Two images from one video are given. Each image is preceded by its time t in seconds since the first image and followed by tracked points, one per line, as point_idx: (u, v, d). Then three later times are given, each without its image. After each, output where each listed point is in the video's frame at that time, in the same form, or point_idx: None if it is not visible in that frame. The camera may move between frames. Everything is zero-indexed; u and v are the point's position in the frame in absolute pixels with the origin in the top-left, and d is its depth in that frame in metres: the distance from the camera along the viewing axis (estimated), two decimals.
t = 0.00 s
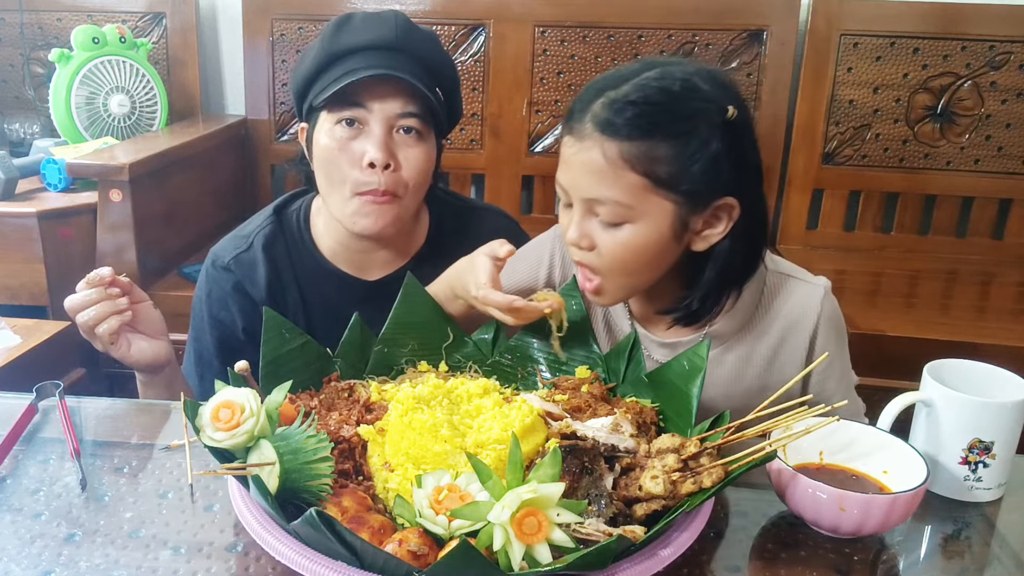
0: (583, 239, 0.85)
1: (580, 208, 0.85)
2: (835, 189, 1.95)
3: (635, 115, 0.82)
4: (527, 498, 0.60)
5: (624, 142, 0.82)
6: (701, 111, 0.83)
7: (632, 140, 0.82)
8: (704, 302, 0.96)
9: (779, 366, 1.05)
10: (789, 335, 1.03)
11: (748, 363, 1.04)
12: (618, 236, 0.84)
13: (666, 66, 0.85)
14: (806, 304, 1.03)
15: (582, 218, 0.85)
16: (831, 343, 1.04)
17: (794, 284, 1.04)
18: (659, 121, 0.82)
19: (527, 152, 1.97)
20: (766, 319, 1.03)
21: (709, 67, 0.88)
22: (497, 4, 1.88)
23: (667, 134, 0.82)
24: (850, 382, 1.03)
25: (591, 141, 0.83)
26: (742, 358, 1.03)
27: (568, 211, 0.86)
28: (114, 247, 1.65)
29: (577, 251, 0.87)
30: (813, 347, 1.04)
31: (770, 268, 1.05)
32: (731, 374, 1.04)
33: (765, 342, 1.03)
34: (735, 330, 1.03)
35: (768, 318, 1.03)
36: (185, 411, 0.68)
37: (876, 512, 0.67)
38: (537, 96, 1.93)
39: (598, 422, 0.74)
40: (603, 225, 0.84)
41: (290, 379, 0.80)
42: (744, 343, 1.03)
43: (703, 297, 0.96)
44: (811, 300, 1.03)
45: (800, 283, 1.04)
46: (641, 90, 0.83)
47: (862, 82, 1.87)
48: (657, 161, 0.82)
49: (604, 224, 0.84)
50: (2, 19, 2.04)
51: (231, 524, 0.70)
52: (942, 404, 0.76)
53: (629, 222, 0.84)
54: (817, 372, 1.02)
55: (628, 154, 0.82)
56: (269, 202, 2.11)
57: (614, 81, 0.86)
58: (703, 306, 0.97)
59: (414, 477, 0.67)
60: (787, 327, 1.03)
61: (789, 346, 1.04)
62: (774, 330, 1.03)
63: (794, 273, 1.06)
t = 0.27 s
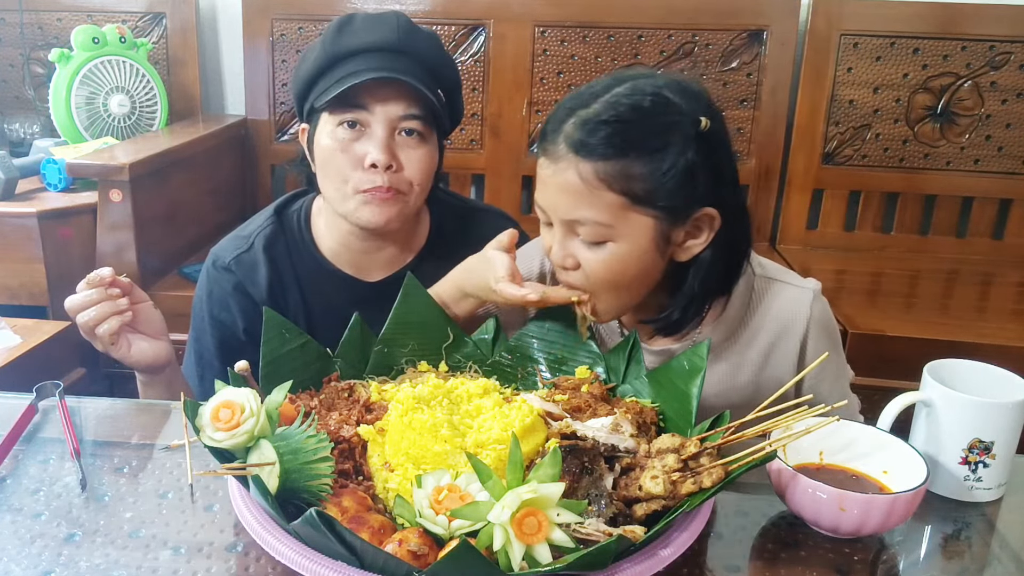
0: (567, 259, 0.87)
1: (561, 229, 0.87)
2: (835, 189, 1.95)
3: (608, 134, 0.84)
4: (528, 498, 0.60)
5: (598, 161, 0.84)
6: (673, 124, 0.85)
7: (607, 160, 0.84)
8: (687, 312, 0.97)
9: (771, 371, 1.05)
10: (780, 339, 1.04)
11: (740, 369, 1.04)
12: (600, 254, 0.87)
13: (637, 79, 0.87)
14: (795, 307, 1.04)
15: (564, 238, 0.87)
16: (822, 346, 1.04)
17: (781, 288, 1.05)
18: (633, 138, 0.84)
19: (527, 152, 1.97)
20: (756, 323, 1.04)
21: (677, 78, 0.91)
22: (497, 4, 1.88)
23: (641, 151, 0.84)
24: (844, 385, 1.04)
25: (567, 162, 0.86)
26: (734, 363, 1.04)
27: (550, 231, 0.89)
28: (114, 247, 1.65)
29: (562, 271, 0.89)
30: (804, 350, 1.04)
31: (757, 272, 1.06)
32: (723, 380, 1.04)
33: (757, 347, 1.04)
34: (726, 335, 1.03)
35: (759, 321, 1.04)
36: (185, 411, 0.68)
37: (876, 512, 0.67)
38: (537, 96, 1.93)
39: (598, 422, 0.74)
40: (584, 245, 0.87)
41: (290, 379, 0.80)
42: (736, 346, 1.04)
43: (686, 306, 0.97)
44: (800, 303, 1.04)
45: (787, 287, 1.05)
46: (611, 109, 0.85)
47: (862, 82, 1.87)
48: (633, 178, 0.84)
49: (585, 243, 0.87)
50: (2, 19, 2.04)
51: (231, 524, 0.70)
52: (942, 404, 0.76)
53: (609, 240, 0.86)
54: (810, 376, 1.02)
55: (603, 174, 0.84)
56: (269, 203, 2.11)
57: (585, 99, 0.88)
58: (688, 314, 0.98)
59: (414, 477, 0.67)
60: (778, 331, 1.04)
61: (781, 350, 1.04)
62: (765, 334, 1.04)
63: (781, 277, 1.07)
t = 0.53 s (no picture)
0: (566, 263, 0.86)
1: (559, 233, 0.86)
2: (835, 189, 1.95)
3: (601, 138, 0.83)
4: (528, 498, 0.60)
5: (591, 165, 0.83)
6: (666, 123, 0.84)
7: (600, 163, 0.83)
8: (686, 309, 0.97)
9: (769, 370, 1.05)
10: (778, 337, 1.04)
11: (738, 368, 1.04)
12: (601, 256, 0.85)
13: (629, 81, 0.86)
14: (792, 305, 1.03)
15: (562, 243, 0.86)
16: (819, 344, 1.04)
17: (777, 286, 1.05)
18: (625, 140, 0.83)
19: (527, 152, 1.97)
20: (753, 322, 1.04)
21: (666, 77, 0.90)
22: (497, 4, 1.88)
23: (634, 152, 0.83)
24: (842, 383, 1.04)
25: (560, 167, 0.85)
26: (732, 362, 1.04)
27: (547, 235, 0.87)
28: (114, 247, 1.65)
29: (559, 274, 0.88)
30: (802, 349, 1.04)
31: (754, 270, 1.06)
32: (721, 379, 1.04)
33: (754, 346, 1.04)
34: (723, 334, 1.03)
35: (756, 320, 1.04)
36: (185, 411, 0.68)
37: (876, 512, 0.67)
38: (537, 97, 1.93)
39: (597, 422, 0.74)
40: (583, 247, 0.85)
41: (290, 379, 0.80)
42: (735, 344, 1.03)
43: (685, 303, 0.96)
44: (797, 301, 1.04)
45: (784, 285, 1.05)
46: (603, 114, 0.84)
47: (862, 82, 1.87)
48: (627, 180, 0.83)
49: (583, 247, 0.85)
50: (2, 19, 2.04)
51: (231, 524, 0.70)
52: (941, 404, 0.76)
53: (608, 243, 0.85)
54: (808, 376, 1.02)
55: (597, 178, 0.83)
56: (269, 203, 2.11)
57: (575, 104, 0.88)
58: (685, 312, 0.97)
59: (414, 477, 0.67)
60: (775, 329, 1.04)
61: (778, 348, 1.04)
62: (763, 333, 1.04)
63: (777, 275, 1.07)
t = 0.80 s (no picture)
0: (577, 264, 0.85)
1: (568, 235, 0.84)
2: (835, 189, 1.95)
3: (608, 140, 0.81)
4: (528, 498, 0.60)
5: (599, 169, 0.81)
6: (671, 122, 0.83)
7: (607, 166, 0.81)
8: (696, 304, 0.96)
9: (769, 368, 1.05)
10: (780, 335, 1.04)
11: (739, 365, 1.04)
12: (611, 257, 0.84)
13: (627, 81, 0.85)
14: (794, 303, 1.03)
15: (571, 244, 0.84)
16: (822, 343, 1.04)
17: (779, 283, 1.05)
18: (632, 141, 0.82)
19: (527, 152, 1.97)
20: (754, 320, 1.04)
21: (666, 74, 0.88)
22: (497, 4, 1.88)
23: (642, 154, 0.82)
24: (844, 382, 1.04)
25: (568, 171, 0.83)
26: (733, 360, 1.04)
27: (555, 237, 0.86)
28: (114, 247, 1.65)
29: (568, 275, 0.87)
30: (805, 346, 1.04)
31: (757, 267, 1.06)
32: (724, 377, 1.04)
33: (756, 344, 1.04)
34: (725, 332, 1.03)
35: (759, 318, 1.04)
36: (185, 411, 0.68)
37: (876, 512, 0.67)
38: (537, 97, 1.93)
39: (598, 422, 0.74)
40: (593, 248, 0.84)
41: (290, 379, 0.80)
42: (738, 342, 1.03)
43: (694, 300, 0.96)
44: (799, 300, 1.03)
45: (787, 282, 1.05)
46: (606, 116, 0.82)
47: (862, 82, 1.87)
48: (636, 182, 0.82)
49: (593, 248, 0.84)
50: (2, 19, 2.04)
51: (231, 524, 0.70)
52: (942, 404, 0.76)
53: (619, 243, 0.84)
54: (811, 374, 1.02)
55: (605, 182, 0.81)
56: (269, 203, 2.11)
57: (577, 107, 0.86)
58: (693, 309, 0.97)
59: (414, 477, 0.67)
60: (777, 328, 1.03)
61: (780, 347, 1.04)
62: (764, 331, 1.04)
63: (779, 272, 1.07)
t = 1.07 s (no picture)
0: (580, 263, 0.85)
1: (572, 233, 0.84)
2: (835, 189, 1.95)
3: (613, 139, 0.82)
4: (528, 498, 0.60)
5: (603, 168, 0.82)
6: (676, 121, 0.83)
7: (611, 165, 0.82)
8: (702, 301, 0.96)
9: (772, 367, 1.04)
10: (783, 334, 1.04)
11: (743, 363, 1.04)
12: (616, 257, 0.85)
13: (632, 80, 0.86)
14: (800, 301, 1.03)
15: (576, 242, 0.84)
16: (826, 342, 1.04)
17: (784, 281, 1.05)
18: (638, 140, 0.82)
19: (527, 152, 1.97)
20: (759, 318, 1.04)
21: (671, 73, 0.88)
22: (497, 4, 1.88)
23: (648, 153, 0.82)
24: (847, 381, 1.03)
25: (573, 169, 0.83)
26: (736, 359, 1.03)
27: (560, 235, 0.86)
28: (114, 247, 1.65)
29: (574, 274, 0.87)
30: (809, 345, 1.04)
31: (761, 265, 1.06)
32: (728, 375, 1.03)
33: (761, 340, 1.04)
34: (730, 329, 1.02)
35: (764, 316, 1.04)
36: (185, 411, 0.68)
37: (876, 513, 0.67)
38: (537, 96, 1.93)
39: (598, 422, 0.74)
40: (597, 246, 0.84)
41: (290, 379, 0.80)
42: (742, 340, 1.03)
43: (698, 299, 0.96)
44: (804, 298, 1.04)
45: (791, 280, 1.05)
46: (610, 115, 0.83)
47: (862, 82, 1.87)
48: (641, 181, 0.82)
49: (599, 247, 0.84)
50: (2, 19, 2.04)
51: (231, 524, 0.70)
52: (942, 404, 0.76)
53: (624, 242, 0.84)
54: (814, 372, 1.02)
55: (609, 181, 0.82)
56: (269, 203, 2.11)
57: (583, 106, 0.86)
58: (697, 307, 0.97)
59: (414, 477, 0.67)
60: (783, 325, 1.03)
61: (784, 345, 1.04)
62: (769, 329, 1.03)
63: (784, 270, 1.07)
